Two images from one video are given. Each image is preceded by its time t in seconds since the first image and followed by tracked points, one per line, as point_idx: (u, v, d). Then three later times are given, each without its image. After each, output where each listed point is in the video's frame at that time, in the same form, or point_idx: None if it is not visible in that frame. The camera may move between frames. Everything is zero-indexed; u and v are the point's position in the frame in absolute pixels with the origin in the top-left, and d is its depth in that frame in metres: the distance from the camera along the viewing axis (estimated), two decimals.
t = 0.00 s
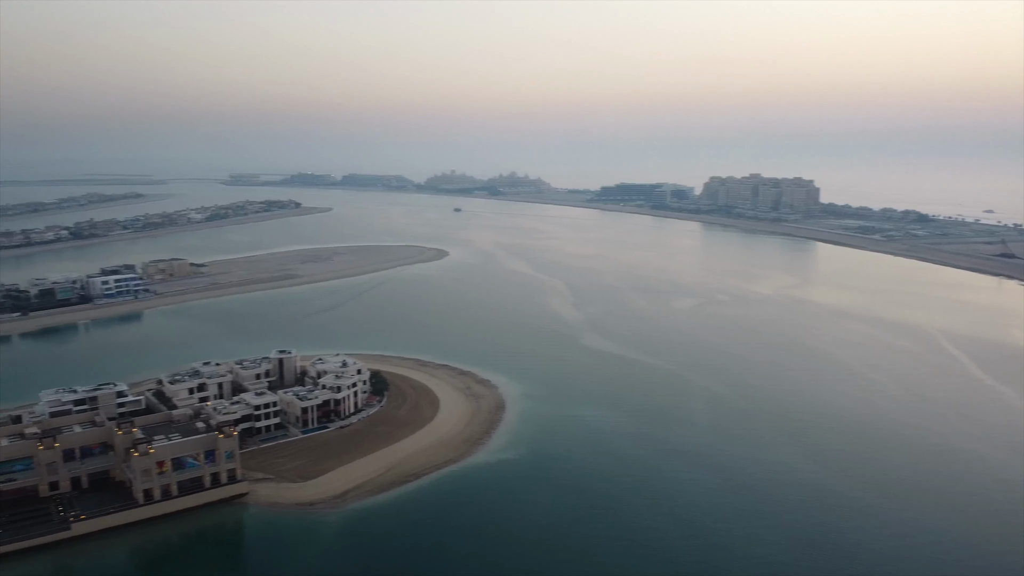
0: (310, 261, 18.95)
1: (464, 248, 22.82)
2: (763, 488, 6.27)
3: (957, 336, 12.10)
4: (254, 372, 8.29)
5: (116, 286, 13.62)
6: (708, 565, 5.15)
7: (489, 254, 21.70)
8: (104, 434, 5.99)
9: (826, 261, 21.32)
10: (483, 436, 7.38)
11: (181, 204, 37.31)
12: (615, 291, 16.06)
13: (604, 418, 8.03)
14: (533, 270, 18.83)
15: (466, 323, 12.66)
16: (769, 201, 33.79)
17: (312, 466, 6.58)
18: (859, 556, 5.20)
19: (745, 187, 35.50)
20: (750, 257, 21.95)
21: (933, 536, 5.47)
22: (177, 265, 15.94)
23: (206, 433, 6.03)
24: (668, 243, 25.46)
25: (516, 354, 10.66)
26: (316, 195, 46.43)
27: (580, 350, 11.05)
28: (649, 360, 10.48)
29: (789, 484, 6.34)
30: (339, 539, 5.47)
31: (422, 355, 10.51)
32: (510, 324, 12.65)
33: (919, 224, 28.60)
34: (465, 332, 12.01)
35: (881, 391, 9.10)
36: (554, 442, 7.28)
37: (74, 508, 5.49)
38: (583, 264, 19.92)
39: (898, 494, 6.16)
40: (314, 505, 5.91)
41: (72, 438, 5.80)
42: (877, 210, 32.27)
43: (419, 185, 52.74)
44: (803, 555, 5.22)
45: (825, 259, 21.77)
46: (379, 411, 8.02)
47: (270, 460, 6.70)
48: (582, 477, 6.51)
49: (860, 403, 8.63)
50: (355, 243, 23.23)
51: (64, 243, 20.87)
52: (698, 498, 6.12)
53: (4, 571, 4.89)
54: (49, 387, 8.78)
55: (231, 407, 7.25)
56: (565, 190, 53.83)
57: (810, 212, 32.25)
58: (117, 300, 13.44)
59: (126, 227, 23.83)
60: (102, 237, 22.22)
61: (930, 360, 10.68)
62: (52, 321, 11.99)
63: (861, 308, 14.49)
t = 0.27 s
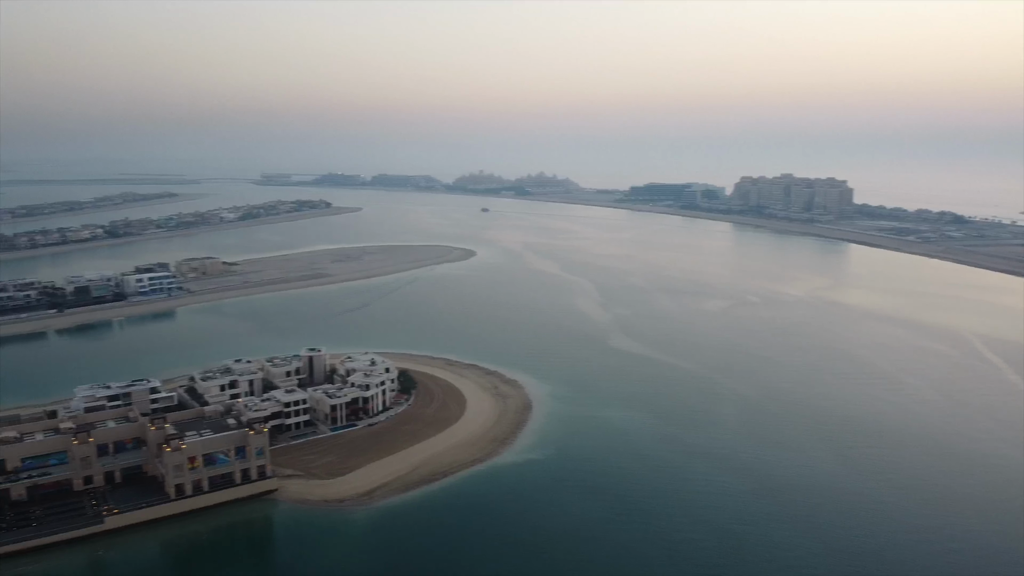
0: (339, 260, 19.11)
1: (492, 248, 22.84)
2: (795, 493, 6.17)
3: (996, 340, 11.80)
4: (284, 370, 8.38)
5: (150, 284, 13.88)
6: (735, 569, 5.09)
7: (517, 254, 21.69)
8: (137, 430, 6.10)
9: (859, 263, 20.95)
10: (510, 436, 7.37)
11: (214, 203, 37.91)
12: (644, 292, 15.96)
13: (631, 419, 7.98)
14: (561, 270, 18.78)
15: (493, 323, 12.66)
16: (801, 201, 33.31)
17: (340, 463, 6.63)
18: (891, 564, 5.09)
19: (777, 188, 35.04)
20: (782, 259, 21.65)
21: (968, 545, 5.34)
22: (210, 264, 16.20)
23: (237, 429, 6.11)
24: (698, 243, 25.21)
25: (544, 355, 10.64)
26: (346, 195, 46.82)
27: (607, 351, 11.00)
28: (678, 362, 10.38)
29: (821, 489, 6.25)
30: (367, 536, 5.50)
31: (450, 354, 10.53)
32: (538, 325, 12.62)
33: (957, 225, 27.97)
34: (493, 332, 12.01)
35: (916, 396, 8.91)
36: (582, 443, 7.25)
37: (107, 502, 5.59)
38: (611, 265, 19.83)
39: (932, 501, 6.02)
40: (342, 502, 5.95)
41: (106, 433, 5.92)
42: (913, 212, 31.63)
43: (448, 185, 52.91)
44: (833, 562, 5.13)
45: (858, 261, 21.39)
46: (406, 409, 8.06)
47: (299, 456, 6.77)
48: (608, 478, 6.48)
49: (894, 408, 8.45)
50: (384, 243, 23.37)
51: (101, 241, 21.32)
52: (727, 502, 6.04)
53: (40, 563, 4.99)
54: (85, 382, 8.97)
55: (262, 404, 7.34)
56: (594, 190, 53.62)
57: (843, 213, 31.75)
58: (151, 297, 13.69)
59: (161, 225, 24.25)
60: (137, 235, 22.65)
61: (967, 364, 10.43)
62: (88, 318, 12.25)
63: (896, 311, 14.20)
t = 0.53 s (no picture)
0: (368, 259, 19.25)
1: (520, 248, 22.84)
2: (824, 498, 6.08)
3: None
4: (314, 368, 8.47)
5: (183, 282, 14.13)
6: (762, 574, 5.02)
7: (545, 254, 21.66)
8: (169, 426, 6.21)
9: (894, 265, 20.57)
10: (536, 436, 7.37)
11: (246, 202, 38.47)
12: (672, 293, 15.85)
13: (658, 421, 7.93)
14: (589, 271, 18.71)
15: (520, 323, 12.66)
16: (834, 202, 32.79)
17: (368, 461, 6.69)
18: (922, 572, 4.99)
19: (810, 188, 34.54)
20: (814, 260, 21.33)
21: (1004, 553, 5.21)
22: (242, 262, 16.44)
23: (267, 426, 6.20)
24: (728, 244, 24.95)
25: (571, 355, 10.61)
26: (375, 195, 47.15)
27: (634, 352, 10.95)
28: (706, 364, 10.29)
29: (851, 494, 6.14)
30: (393, 534, 5.53)
31: (478, 354, 10.55)
32: (565, 325, 12.60)
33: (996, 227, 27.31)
34: (520, 332, 12.02)
35: (951, 400, 8.72)
36: (608, 445, 7.22)
37: (140, 496, 5.70)
38: (639, 265, 19.71)
39: (967, 508, 5.89)
40: (369, 499, 5.99)
41: (139, 428, 6.04)
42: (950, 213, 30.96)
43: (477, 185, 53.01)
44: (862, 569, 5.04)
45: (893, 263, 20.99)
46: (434, 408, 8.10)
47: (328, 454, 6.84)
48: (634, 480, 6.44)
49: (929, 412, 8.29)
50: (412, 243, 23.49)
51: (136, 240, 21.74)
52: (754, 505, 5.97)
53: (74, 556, 5.10)
54: (120, 378, 9.16)
55: (292, 401, 7.43)
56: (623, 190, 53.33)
57: (877, 214, 31.19)
58: (184, 295, 13.93)
59: (194, 225, 24.65)
60: (170, 234, 23.05)
61: (1005, 368, 10.18)
62: (123, 315, 12.51)
63: (932, 313, 13.92)
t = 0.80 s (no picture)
0: (397, 259, 19.35)
1: (549, 248, 22.80)
2: (859, 503, 5.95)
3: None
4: (343, 366, 8.53)
5: (216, 280, 14.34)
6: None
7: (573, 254, 21.59)
8: (200, 422, 6.29)
9: (930, 267, 20.15)
10: (563, 436, 7.33)
11: (277, 202, 38.94)
12: (702, 294, 15.68)
13: (687, 423, 7.84)
14: (618, 272, 18.60)
15: (548, 323, 12.63)
16: (868, 203, 32.23)
17: (395, 458, 6.70)
18: None
19: (843, 189, 33.99)
20: (847, 261, 20.97)
21: None
22: (273, 262, 16.63)
23: (297, 423, 6.25)
24: (759, 245, 24.64)
25: (599, 357, 10.55)
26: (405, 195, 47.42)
27: (663, 353, 10.85)
28: (736, 366, 10.17)
29: (887, 499, 6.01)
30: (420, 531, 5.54)
31: (505, 354, 10.55)
32: (593, 326, 12.53)
33: None
34: (548, 332, 11.98)
35: (989, 405, 8.51)
36: (635, 447, 7.15)
37: (171, 491, 5.77)
38: (669, 266, 19.54)
39: (1005, 516, 5.73)
40: (396, 497, 6.01)
41: (171, 424, 6.13)
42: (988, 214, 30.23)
43: (505, 185, 53.05)
44: None
45: (929, 265, 20.55)
46: (461, 407, 8.10)
47: (356, 451, 6.88)
48: (663, 483, 6.37)
49: (966, 417, 8.08)
50: (440, 242, 23.57)
51: (170, 238, 22.11)
52: (787, 509, 5.86)
53: (106, 550, 5.17)
54: (154, 374, 9.30)
55: (321, 398, 7.48)
56: (653, 190, 52.98)
57: (913, 215, 30.59)
58: (216, 293, 14.12)
59: (227, 224, 25.00)
60: (204, 233, 23.42)
61: None
62: (157, 312, 12.72)
63: (969, 316, 13.60)
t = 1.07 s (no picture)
0: (425, 259, 19.48)
1: (577, 249, 22.76)
2: (889, 508, 5.86)
3: None
4: (372, 364, 8.61)
5: (247, 279, 14.56)
6: None
7: (601, 255, 21.53)
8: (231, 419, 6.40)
9: (966, 269, 19.73)
10: (588, 438, 7.33)
11: (308, 202, 39.40)
12: (730, 296, 15.54)
13: (714, 426, 7.78)
14: (646, 272, 18.52)
15: (574, 324, 12.62)
16: (903, 203, 31.66)
17: (422, 457, 6.76)
18: None
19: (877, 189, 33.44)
20: (880, 263, 20.63)
21: None
22: (303, 261, 16.84)
23: (325, 420, 6.33)
24: (790, 246, 24.34)
25: (626, 358, 10.52)
26: (433, 195, 47.66)
27: (691, 355, 10.78)
28: (764, 368, 10.07)
29: (918, 505, 5.91)
30: (446, 530, 5.58)
31: (531, 354, 10.56)
32: (620, 327, 12.50)
33: None
34: (574, 333, 11.97)
35: None
36: (660, 449, 7.13)
37: (202, 487, 5.89)
38: (697, 267, 19.39)
39: None
40: (423, 495, 6.06)
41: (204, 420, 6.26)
42: None
43: (533, 185, 53.05)
44: None
45: (966, 267, 20.13)
46: (487, 406, 8.13)
47: (384, 449, 6.95)
48: (688, 486, 6.33)
49: (1000, 423, 7.92)
50: (468, 242, 23.66)
51: (203, 237, 22.49)
52: (814, 514, 5.79)
53: (139, 544, 5.28)
54: (187, 371, 9.48)
55: (349, 396, 7.57)
56: (682, 190, 52.58)
57: (948, 216, 29.98)
58: (247, 292, 14.34)
59: (259, 224, 25.36)
60: (236, 232, 23.79)
61: None
62: (190, 310, 12.95)
63: (1006, 320, 13.30)
